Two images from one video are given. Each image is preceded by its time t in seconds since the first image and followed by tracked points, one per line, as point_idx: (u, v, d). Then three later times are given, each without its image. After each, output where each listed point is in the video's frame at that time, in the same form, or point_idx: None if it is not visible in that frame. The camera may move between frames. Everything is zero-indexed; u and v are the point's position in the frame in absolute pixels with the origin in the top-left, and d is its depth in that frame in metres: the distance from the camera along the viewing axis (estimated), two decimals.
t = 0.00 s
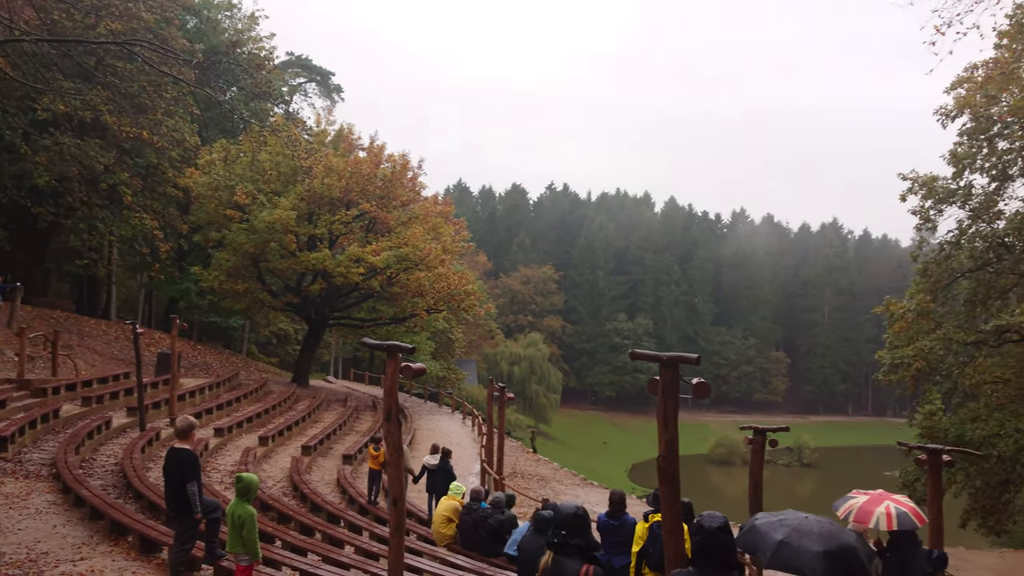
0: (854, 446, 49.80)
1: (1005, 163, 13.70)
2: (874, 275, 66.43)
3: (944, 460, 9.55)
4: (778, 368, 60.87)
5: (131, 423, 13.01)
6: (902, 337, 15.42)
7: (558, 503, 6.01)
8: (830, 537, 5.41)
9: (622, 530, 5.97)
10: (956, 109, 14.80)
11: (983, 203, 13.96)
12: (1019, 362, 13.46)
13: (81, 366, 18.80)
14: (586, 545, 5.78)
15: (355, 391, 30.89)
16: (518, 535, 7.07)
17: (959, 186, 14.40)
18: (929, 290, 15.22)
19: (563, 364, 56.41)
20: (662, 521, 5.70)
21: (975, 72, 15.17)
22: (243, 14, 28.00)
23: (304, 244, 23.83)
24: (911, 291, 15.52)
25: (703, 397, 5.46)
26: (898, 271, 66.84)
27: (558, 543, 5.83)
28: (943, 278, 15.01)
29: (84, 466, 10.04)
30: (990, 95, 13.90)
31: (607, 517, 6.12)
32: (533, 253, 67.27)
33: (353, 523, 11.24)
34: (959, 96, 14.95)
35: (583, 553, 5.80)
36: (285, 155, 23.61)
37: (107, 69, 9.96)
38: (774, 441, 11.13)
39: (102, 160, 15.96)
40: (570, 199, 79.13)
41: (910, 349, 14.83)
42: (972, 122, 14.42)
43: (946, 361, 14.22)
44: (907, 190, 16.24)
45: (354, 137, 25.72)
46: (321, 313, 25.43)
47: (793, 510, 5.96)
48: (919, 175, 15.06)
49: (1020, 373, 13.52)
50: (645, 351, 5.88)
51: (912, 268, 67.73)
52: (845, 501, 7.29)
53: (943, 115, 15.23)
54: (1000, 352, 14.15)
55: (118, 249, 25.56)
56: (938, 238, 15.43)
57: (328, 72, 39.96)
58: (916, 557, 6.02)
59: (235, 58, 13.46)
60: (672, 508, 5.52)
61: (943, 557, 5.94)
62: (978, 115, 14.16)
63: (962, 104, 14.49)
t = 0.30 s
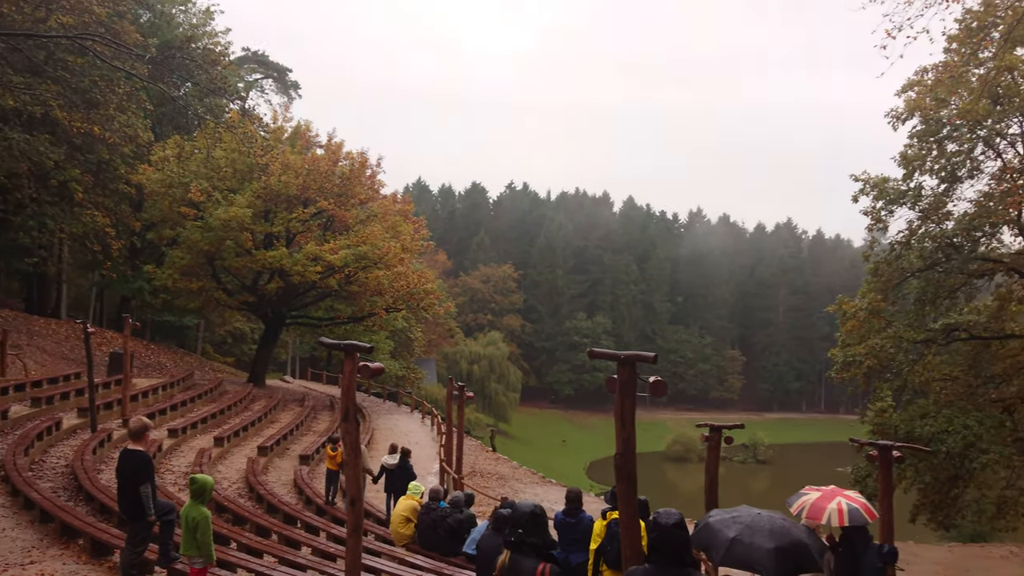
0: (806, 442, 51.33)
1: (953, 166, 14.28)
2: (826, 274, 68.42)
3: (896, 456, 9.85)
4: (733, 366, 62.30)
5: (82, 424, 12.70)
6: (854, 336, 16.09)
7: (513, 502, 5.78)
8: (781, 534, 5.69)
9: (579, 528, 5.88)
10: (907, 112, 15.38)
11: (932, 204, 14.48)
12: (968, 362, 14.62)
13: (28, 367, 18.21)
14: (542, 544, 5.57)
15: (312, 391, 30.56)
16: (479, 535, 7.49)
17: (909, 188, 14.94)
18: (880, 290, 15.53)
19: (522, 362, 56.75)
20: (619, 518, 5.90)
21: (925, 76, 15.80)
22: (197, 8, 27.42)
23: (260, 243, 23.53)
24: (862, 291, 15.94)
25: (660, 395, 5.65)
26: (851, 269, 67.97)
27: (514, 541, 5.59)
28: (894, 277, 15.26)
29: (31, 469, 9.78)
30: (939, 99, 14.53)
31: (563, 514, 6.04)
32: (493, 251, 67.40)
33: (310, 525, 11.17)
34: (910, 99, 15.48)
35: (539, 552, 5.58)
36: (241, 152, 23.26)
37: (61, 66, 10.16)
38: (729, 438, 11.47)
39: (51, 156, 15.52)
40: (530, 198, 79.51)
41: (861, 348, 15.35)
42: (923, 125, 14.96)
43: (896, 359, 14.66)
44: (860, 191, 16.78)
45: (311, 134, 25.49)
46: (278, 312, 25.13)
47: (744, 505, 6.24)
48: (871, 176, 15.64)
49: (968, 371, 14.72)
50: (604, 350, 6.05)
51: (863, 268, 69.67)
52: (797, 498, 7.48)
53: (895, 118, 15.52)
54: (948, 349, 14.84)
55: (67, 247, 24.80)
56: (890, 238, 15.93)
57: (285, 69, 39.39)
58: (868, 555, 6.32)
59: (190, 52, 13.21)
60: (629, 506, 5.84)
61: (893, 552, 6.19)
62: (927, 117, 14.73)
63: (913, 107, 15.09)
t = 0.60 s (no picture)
0: (765, 440, 52.56)
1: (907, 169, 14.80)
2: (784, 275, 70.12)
3: (849, 453, 10.34)
4: (693, 365, 63.42)
5: (36, 425, 12.45)
6: (811, 335, 16.44)
7: (476, 502, 5.85)
8: (738, 531, 5.98)
9: (541, 526, 6.08)
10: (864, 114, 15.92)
11: (887, 206, 15.02)
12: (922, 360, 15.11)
13: None
14: (505, 542, 5.64)
15: (273, 391, 30.22)
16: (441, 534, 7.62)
17: (864, 190, 15.49)
18: (836, 290, 16.03)
19: (486, 362, 56.91)
20: (580, 518, 6.04)
21: (880, 81, 16.41)
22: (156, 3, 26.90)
23: (220, 241, 23.23)
24: (819, 291, 16.38)
25: (621, 394, 5.63)
26: (809, 270, 70.10)
27: (477, 540, 5.67)
28: (849, 278, 15.81)
29: None
30: (894, 103, 15.13)
31: (525, 513, 6.25)
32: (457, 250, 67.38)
33: (272, 526, 11.11)
34: (867, 102, 16.05)
35: (502, 551, 5.65)
36: (200, 150, 22.91)
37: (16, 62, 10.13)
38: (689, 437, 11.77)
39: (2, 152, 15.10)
40: (494, 197, 79.71)
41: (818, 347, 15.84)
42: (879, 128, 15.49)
43: (852, 358, 15.19)
44: (817, 193, 17.32)
45: (272, 132, 25.25)
46: (238, 312, 24.82)
47: (703, 502, 6.52)
48: (829, 178, 16.20)
49: (922, 370, 15.17)
50: (566, 349, 6.14)
51: (819, 268, 71.57)
52: (756, 496, 7.65)
53: (851, 121, 16.23)
54: (904, 349, 15.28)
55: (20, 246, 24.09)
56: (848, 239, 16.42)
57: (246, 65, 38.83)
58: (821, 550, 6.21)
59: (148, 49, 13.05)
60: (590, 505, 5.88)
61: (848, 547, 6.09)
62: (883, 120, 15.26)
63: (870, 109, 15.61)
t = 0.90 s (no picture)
0: (734, 439, 53.37)
1: (875, 170, 15.22)
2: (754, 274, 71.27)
3: (818, 451, 10.64)
4: (664, 364, 64.15)
5: None
6: (780, 334, 16.62)
7: (448, 497, 5.25)
8: (705, 529, 6.10)
9: (510, 524, 6.23)
10: (831, 116, 16.31)
11: (855, 206, 15.45)
12: (889, 360, 15.51)
13: None
14: (478, 542, 5.02)
15: (243, 392, 29.89)
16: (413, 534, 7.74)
17: (832, 191, 15.88)
18: (805, 289, 16.37)
19: (458, 361, 56.93)
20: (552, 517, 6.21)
21: (847, 82, 16.85)
22: None
23: (189, 239, 22.98)
24: (788, 290, 16.77)
25: (593, 393, 5.80)
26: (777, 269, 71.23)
27: (447, 540, 5.04)
28: (818, 278, 16.21)
29: None
30: (862, 104, 15.55)
31: (494, 511, 6.36)
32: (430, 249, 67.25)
33: (241, 527, 11.03)
34: (834, 105, 16.49)
35: (474, 552, 5.03)
36: (167, 146, 22.64)
37: None
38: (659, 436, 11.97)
39: None
40: (467, 196, 79.72)
41: (787, 346, 16.19)
42: (846, 130, 15.90)
43: (820, 356, 15.55)
44: (786, 193, 17.70)
45: (242, 129, 25.03)
46: (207, 311, 24.54)
47: (672, 500, 6.63)
48: (799, 178, 16.54)
49: (889, 368, 15.56)
50: (538, 349, 6.28)
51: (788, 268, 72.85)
52: (726, 493, 7.80)
53: (819, 122, 16.60)
54: (869, 348, 15.84)
55: None
56: (815, 239, 16.84)
57: (215, 62, 38.31)
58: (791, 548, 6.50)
59: (115, 44, 12.88)
60: (562, 504, 6.07)
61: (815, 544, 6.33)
62: (850, 122, 15.66)
63: (837, 112, 16.01)
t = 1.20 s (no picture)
0: (713, 437, 53.94)
1: (851, 169, 15.51)
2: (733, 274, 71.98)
3: (795, 449, 10.87)
4: (643, 363, 64.61)
5: None
6: (758, 332, 16.98)
7: (429, 498, 5.30)
8: (683, 528, 6.17)
9: (489, 523, 6.33)
10: (809, 117, 16.64)
11: (832, 206, 15.74)
12: (866, 358, 15.75)
13: None
14: (457, 542, 5.12)
15: (220, 391, 29.63)
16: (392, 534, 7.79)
17: (810, 191, 16.18)
18: (783, 288, 16.79)
19: (437, 361, 56.90)
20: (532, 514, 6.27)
21: (825, 84, 17.17)
22: None
23: (165, 238, 22.80)
24: (766, 289, 17.07)
25: (571, 391, 5.82)
26: (755, 269, 72.05)
27: (429, 540, 5.13)
28: (796, 277, 16.66)
29: None
30: (839, 105, 15.91)
31: (472, 511, 6.50)
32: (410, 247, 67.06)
33: (218, 527, 10.96)
34: (811, 106, 16.80)
35: (454, 551, 5.14)
36: (143, 144, 22.39)
37: None
38: (638, 434, 12.06)
39: None
40: (447, 195, 79.63)
41: (765, 344, 16.44)
42: (823, 130, 16.22)
43: (799, 355, 15.71)
44: (765, 193, 17.99)
45: (219, 126, 24.82)
46: (184, 310, 24.32)
47: (652, 500, 6.70)
48: (777, 178, 16.83)
49: (866, 366, 15.88)
50: (518, 347, 6.31)
51: (766, 268, 73.69)
52: (704, 492, 7.83)
53: (798, 122, 16.89)
54: (846, 347, 16.12)
55: None
56: (792, 239, 17.15)
57: (191, 58, 37.91)
58: (769, 546, 6.54)
59: (90, 40, 12.75)
60: (542, 502, 6.11)
61: (794, 541, 6.39)
62: (828, 123, 15.97)
63: (815, 112, 16.35)
